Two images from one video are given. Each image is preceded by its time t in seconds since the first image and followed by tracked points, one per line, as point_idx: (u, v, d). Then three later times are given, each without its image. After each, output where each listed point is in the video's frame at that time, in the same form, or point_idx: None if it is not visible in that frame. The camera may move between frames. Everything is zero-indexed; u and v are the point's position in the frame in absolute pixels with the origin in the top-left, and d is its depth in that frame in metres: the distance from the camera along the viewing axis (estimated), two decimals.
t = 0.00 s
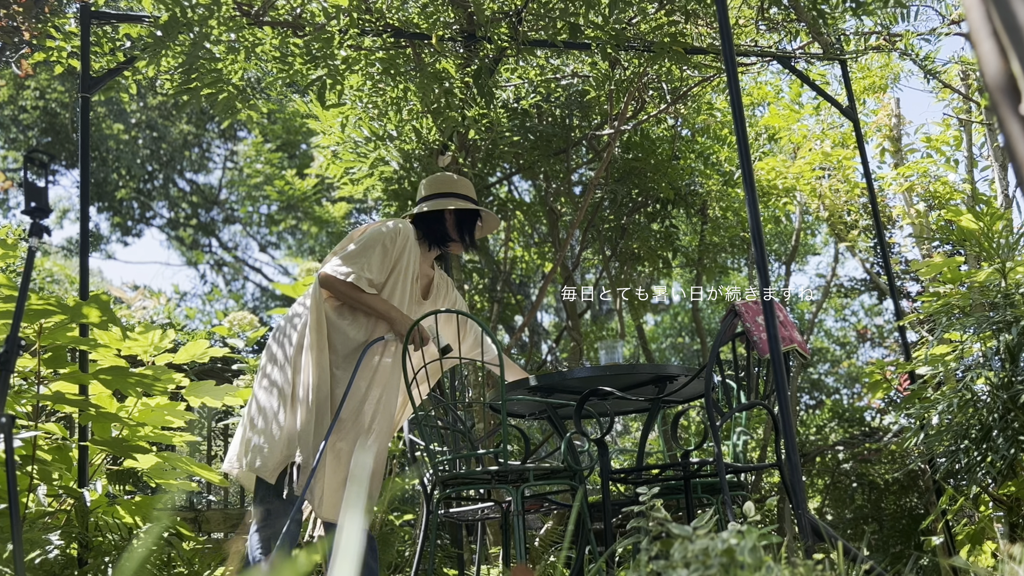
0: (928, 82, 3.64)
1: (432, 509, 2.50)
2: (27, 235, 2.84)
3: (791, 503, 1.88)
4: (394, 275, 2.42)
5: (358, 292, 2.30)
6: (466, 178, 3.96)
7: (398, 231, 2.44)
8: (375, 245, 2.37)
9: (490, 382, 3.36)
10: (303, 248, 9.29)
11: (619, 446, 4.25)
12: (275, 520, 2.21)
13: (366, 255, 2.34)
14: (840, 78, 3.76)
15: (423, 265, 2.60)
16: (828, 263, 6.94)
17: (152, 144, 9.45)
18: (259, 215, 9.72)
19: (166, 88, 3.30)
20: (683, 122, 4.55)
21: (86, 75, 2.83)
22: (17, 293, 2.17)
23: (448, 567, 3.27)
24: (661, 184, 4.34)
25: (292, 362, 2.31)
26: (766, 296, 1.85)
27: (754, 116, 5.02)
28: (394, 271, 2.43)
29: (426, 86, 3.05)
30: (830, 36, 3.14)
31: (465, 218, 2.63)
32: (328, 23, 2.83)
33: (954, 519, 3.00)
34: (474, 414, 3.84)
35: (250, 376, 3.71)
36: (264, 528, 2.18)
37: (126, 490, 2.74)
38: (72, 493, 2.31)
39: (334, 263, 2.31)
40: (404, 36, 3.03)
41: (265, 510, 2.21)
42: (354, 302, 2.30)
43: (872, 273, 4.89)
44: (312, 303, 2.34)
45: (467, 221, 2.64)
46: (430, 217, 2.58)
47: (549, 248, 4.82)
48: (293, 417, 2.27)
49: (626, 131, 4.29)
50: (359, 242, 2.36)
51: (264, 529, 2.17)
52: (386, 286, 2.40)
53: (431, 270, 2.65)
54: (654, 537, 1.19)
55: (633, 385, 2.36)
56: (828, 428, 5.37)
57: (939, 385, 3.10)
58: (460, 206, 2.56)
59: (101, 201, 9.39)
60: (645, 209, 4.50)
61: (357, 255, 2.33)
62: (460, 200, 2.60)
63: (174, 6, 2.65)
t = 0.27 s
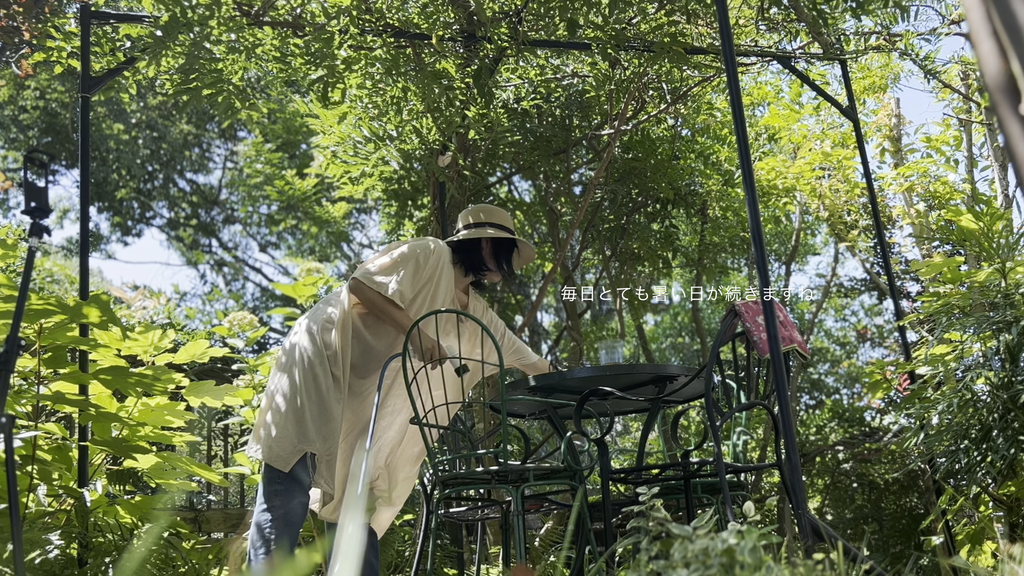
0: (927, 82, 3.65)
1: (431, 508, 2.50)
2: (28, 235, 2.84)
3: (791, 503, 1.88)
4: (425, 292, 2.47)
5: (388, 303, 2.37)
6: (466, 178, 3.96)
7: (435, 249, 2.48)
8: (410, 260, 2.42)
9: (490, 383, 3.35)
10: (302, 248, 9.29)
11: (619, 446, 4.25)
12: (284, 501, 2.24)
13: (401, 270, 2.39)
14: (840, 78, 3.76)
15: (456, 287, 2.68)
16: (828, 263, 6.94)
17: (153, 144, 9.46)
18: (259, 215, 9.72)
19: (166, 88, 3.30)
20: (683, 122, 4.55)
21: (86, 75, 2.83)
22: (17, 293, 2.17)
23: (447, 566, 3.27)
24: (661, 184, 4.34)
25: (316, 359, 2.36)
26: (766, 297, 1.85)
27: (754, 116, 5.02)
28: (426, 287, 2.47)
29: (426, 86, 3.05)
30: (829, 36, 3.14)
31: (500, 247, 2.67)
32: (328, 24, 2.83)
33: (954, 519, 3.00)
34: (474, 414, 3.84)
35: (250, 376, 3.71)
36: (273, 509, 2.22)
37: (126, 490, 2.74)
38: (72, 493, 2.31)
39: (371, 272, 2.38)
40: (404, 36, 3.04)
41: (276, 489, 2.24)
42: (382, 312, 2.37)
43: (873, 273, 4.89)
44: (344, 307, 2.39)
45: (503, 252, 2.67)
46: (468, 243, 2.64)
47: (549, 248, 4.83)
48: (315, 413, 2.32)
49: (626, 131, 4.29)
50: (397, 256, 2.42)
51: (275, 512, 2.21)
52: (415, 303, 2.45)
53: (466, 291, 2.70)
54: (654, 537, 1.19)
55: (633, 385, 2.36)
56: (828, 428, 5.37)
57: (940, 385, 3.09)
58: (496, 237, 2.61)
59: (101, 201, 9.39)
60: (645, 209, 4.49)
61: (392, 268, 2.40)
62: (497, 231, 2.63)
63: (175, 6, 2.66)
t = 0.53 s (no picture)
0: (928, 82, 3.65)
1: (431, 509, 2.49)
2: (29, 235, 2.84)
3: (791, 503, 1.87)
4: (435, 289, 2.47)
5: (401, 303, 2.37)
6: (466, 178, 3.96)
7: (440, 246, 2.49)
8: (418, 258, 2.42)
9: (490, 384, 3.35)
10: (302, 248, 9.29)
11: (619, 446, 4.25)
12: (303, 504, 2.24)
13: (411, 268, 2.39)
14: (839, 78, 3.76)
15: (461, 283, 2.69)
16: (828, 263, 6.94)
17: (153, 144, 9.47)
18: (259, 215, 9.73)
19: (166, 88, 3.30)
20: (683, 122, 4.55)
21: (86, 75, 2.83)
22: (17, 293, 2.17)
23: (447, 566, 3.27)
24: (661, 184, 4.34)
25: (332, 361, 2.36)
26: (766, 297, 1.85)
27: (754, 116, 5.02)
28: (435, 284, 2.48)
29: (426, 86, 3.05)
30: (829, 36, 3.14)
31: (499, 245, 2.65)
32: (328, 24, 2.83)
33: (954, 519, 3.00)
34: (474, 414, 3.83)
35: (250, 376, 3.71)
36: (291, 512, 2.23)
37: (126, 490, 2.74)
38: (72, 493, 2.31)
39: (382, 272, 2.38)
40: (404, 36, 3.04)
41: (294, 492, 2.25)
42: (395, 311, 2.38)
43: (873, 273, 4.89)
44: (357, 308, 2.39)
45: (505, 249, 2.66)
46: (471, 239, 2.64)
47: (549, 248, 4.83)
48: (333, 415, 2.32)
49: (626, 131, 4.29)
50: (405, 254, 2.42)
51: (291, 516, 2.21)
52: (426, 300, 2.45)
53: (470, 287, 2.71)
54: (654, 537, 1.19)
55: (633, 385, 2.36)
56: (829, 428, 5.38)
57: (940, 385, 3.09)
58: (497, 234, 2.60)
59: (101, 201, 9.39)
60: (644, 209, 4.49)
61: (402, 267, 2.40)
62: (497, 229, 2.61)
63: (175, 6, 2.66)
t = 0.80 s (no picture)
0: (928, 82, 3.66)
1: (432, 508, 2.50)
2: (29, 235, 2.85)
3: (790, 503, 1.88)
4: (434, 282, 2.46)
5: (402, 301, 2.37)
6: (466, 178, 3.96)
7: (436, 238, 2.48)
8: (415, 253, 2.41)
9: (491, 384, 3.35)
10: (302, 248, 9.29)
11: (619, 446, 4.25)
12: (309, 509, 2.24)
13: (409, 265, 2.38)
14: (840, 79, 3.77)
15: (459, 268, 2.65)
16: (828, 263, 6.95)
17: (153, 144, 9.47)
18: (259, 215, 9.73)
19: (166, 88, 3.30)
20: (683, 122, 4.55)
21: (86, 75, 2.83)
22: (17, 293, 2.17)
23: (447, 566, 3.26)
24: (660, 184, 4.34)
25: (338, 364, 2.37)
26: (766, 297, 1.85)
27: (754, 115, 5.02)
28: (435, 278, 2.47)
29: (426, 87, 3.04)
30: (830, 36, 3.14)
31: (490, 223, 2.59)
32: (328, 24, 2.83)
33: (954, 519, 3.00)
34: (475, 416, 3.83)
35: (250, 376, 3.71)
36: (297, 517, 2.22)
37: (126, 490, 2.74)
38: (72, 493, 2.31)
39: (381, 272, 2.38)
40: (404, 36, 3.04)
41: (301, 496, 2.25)
42: (397, 310, 2.38)
43: (873, 273, 4.89)
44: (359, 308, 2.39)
45: (495, 231, 2.60)
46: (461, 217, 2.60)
47: (549, 248, 4.83)
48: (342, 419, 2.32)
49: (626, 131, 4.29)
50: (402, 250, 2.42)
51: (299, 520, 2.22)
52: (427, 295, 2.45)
53: (466, 271, 2.68)
54: (654, 537, 1.19)
55: (633, 384, 2.36)
56: (829, 428, 5.38)
57: (940, 385, 3.09)
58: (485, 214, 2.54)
59: (101, 201, 9.40)
60: (644, 209, 4.49)
61: (400, 264, 2.40)
62: (483, 206, 2.56)
63: (175, 6, 2.66)
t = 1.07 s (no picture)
0: (928, 82, 3.66)
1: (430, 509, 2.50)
2: (29, 235, 2.85)
3: (791, 503, 1.87)
4: (428, 280, 2.46)
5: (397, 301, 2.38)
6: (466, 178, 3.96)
7: (428, 234, 2.49)
8: (408, 252, 2.41)
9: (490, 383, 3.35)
10: (302, 248, 9.29)
11: (619, 446, 4.25)
12: (310, 509, 2.25)
13: (403, 264, 2.39)
14: (840, 79, 3.77)
15: (458, 267, 2.64)
16: (828, 263, 6.96)
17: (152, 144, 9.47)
18: (260, 215, 9.73)
19: (166, 88, 3.30)
20: (683, 122, 4.55)
21: (86, 75, 2.83)
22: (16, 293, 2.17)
23: (447, 566, 3.27)
24: (661, 184, 4.35)
25: (336, 366, 2.37)
26: (766, 297, 1.85)
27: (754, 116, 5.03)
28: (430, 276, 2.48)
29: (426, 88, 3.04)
30: (830, 36, 3.14)
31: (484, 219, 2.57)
32: (328, 24, 2.83)
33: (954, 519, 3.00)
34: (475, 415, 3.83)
35: (250, 376, 3.71)
36: (298, 517, 2.22)
37: (126, 490, 2.74)
38: (72, 493, 2.31)
39: (375, 273, 2.39)
40: (404, 36, 3.04)
41: (302, 498, 2.25)
42: (392, 310, 2.38)
43: (873, 273, 4.89)
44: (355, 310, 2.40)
45: (487, 226, 2.58)
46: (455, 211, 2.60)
47: (549, 248, 4.83)
48: (341, 421, 2.33)
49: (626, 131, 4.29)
50: (395, 250, 2.42)
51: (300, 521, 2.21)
52: (423, 294, 2.45)
53: (466, 268, 2.66)
54: (654, 537, 1.19)
55: (633, 385, 2.36)
56: (829, 428, 5.38)
57: (939, 385, 3.09)
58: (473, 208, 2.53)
59: (101, 201, 9.40)
60: (645, 209, 4.49)
61: (394, 265, 2.40)
62: (476, 202, 2.54)
63: (175, 6, 2.66)
